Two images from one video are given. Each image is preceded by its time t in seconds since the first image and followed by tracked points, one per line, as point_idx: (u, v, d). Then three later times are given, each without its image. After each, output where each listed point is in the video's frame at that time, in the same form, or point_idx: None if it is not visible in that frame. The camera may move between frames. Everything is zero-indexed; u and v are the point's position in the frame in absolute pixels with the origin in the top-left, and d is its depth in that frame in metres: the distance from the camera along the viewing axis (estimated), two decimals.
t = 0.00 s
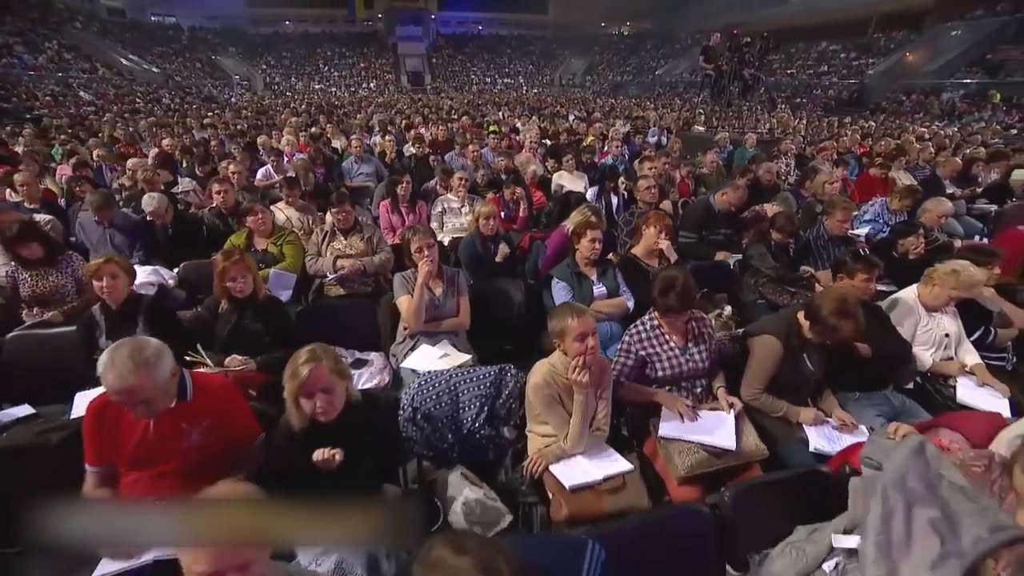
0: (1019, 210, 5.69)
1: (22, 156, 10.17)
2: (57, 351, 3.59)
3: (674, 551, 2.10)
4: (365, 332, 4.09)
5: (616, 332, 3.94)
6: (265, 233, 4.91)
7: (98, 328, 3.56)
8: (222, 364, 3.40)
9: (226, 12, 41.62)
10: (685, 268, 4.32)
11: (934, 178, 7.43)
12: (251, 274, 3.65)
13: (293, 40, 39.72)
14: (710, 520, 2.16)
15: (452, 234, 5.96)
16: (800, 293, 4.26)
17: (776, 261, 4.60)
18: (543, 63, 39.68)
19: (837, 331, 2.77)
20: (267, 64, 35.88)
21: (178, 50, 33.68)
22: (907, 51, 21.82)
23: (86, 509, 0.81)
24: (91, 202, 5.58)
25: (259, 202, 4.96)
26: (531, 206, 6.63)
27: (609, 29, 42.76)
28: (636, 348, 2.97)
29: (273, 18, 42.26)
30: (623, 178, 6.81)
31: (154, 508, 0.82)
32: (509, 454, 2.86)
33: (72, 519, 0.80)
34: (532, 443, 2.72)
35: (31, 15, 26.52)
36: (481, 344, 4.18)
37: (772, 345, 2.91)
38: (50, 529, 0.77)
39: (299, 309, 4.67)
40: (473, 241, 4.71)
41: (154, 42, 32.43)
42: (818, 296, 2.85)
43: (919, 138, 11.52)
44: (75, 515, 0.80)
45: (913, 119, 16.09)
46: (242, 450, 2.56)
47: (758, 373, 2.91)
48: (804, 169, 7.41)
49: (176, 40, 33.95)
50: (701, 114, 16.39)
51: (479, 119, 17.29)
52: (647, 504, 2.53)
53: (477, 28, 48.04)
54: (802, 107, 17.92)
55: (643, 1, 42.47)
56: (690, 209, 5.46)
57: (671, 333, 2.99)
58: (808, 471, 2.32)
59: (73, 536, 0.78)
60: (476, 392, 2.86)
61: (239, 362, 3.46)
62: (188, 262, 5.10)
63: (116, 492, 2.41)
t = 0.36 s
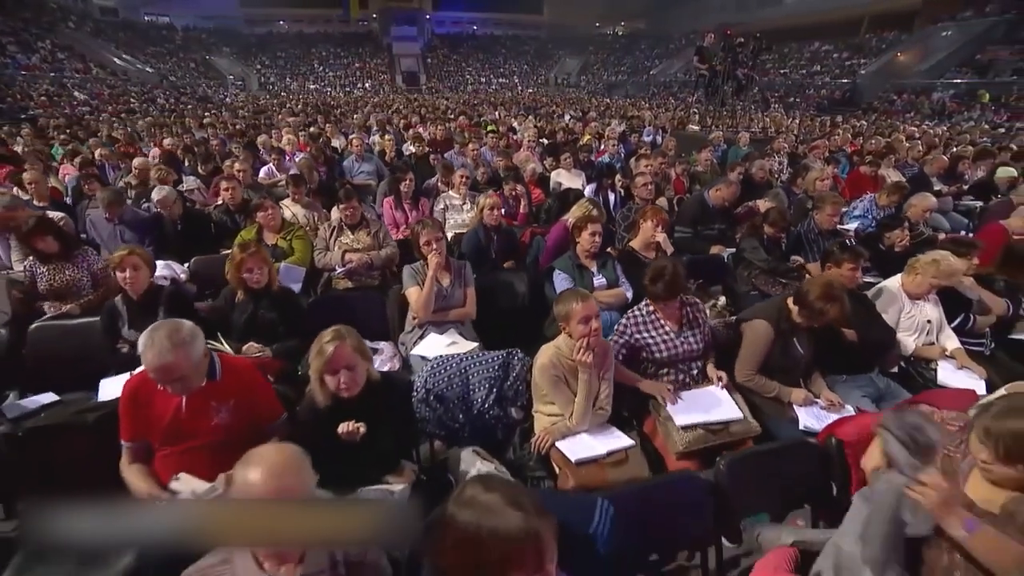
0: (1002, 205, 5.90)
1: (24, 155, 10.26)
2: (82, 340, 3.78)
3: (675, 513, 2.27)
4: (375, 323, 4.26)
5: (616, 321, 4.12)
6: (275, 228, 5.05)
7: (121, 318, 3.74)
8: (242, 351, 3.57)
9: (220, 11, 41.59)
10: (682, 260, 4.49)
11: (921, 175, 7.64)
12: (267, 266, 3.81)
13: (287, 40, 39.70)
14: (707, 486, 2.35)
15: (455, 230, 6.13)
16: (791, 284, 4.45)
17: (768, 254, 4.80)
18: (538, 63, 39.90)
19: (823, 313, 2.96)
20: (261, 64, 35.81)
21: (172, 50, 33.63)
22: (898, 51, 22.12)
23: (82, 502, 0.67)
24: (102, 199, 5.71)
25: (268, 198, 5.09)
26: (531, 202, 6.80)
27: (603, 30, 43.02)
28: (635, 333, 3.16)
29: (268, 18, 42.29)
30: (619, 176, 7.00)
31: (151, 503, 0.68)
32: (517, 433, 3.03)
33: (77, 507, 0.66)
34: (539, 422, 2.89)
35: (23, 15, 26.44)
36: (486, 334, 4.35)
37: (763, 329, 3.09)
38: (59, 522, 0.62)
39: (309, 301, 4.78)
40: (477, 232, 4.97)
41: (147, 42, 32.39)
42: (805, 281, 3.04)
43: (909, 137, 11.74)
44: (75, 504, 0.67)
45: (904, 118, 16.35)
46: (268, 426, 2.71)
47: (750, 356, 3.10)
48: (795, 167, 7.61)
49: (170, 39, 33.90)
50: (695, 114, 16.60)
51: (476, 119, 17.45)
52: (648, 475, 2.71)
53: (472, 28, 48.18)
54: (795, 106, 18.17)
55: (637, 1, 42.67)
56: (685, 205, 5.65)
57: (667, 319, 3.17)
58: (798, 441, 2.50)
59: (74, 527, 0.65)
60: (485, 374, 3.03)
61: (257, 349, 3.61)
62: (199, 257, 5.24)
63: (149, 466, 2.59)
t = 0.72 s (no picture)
0: (986, 201, 6.11)
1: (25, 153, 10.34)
2: (104, 331, 3.97)
3: (675, 483, 2.46)
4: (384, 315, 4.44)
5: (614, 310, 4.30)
6: (284, 224, 5.21)
7: (141, 308, 3.89)
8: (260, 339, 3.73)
9: (213, 11, 41.52)
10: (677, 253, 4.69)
11: (910, 172, 7.84)
12: (281, 258, 3.97)
13: (281, 40, 39.60)
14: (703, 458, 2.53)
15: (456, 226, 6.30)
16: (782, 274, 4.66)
17: (760, 246, 4.99)
18: (532, 64, 40.07)
19: (807, 295, 3.17)
20: (255, 64, 35.71)
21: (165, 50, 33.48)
22: (890, 51, 22.40)
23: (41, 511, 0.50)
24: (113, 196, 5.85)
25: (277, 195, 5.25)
26: (531, 200, 6.98)
27: (597, 29, 43.17)
28: (631, 321, 3.35)
29: (261, 18, 42.27)
30: (617, 174, 7.19)
31: (145, 502, 0.52)
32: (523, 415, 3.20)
33: (56, 514, 0.49)
34: (545, 403, 3.06)
35: (16, 14, 26.37)
36: (490, 324, 4.52)
37: (751, 314, 3.28)
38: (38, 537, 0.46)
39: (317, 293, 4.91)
40: (478, 228, 5.17)
41: (140, 41, 32.31)
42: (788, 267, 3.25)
43: (900, 136, 11.95)
44: (55, 509, 0.50)
45: (895, 118, 16.59)
46: (288, 407, 2.85)
47: (740, 340, 3.29)
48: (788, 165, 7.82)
49: (163, 39, 33.81)
50: (690, 114, 16.77)
51: (472, 118, 17.60)
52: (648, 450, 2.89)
53: (466, 28, 48.30)
54: (788, 105, 18.39)
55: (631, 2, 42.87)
56: (681, 200, 5.85)
57: (663, 305, 3.35)
58: (788, 418, 2.69)
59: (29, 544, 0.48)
60: (494, 358, 3.19)
61: (274, 338, 3.78)
62: (209, 252, 5.38)
63: (179, 445, 2.75)
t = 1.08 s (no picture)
0: (972, 197, 6.31)
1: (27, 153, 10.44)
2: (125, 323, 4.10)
3: (674, 457, 2.63)
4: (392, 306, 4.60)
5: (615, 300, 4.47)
6: (292, 221, 5.34)
7: (160, 299, 4.06)
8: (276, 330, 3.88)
9: (207, 11, 41.49)
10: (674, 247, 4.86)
11: (899, 170, 8.05)
12: (293, 251, 4.12)
13: (275, 39, 39.59)
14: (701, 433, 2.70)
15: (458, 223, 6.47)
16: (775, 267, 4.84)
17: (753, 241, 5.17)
18: (527, 64, 40.21)
19: (796, 281, 3.35)
20: (250, 64, 35.69)
21: (159, 50, 33.47)
22: (881, 51, 22.66)
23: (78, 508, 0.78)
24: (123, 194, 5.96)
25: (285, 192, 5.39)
26: (530, 197, 7.15)
27: (591, 29, 43.36)
28: (629, 309, 3.52)
29: (255, 18, 42.27)
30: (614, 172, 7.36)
31: (142, 507, 0.81)
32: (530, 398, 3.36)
33: (80, 515, 0.77)
34: (551, 387, 3.23)
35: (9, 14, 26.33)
36: (495, 316, 4.68)
37: (743, 302, 3.47)
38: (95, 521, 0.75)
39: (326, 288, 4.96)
40: (481, 223, 5.33)
41: (134, 41, 32.26)
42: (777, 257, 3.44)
43: (890, 135, 12.15)
44: (78, 513, 0.77)
45: (887, 117, 16.82)
46: (308, 388, 3.02)
47: (734, 328, 3.48)
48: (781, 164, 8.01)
49: (157, 39, 33.79)
50: (684, 113, 16.93)
51: (469, 117, 17.73)
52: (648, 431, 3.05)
53: (461, 28, 48.43)
54: (782, 105, 18.61)
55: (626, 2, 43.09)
56: (677, 197, 6.03)
57: (660, 293, 3.53)
58: (779, 396, 2.87)
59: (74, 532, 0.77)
60: (501, 344, 3.36)
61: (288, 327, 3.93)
62: (217, 248, 5.44)
63: (207, 426, 2.89)
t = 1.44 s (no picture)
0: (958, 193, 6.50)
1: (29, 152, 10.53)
2: (140, 313, 4.24)
3: (672, 434, 2.80)
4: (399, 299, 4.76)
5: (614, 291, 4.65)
6: (299, 217, 5.47)
7: (177, 291, 4.32)
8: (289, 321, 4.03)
9: (201, 11, 41.45)
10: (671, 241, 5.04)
11: (888, 168, 8.26)
12: (304, 244, 4.28)
13: (270, 39, 39.58)
14: (698, 412, 2.87)
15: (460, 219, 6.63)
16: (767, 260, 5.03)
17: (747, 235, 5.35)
18: (522, 64, 40.41)
19: (787, 271, 3.54)
20: (244, 64, 35.68)
21: (153, 50, 33.44)
22: (873, 51, 22.96)
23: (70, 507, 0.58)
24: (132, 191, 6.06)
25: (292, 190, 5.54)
26: (529, 194, 7.32)
27: (586, 29, 43.59)
28: (629, 297, 3.70)
29: (249, 18, 42.28)
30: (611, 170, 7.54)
31: (140, 504, 0.58)
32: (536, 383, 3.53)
33: (62, 513, 0.56)
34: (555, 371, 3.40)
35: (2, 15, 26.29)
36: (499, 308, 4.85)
37: (737, 291, 3.65)
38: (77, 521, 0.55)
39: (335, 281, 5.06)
40: (484, 219, 5.50)
41: (127, 41, 32.21)
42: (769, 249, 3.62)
43: (881, 134, 12.38)
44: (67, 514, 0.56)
45: (878, 117, 17.09)
46: (327, 373, 3.16)
47: (729, 316, 3.65)
48: (773, 162, 8.21)
49: (151, 39, 33.75)
50: (680, 112, 17.14)
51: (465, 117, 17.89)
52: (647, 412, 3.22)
53: (456, 28, 48.59)
54: (775, 104, 18.85)
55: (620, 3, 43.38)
56: (672, 194, 6.21)
57: (659, 283, 3.71)
58: (774, 377, 3.04)
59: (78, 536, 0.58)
60: (507, 331, 3.51)
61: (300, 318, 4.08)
62: (226, 244, 5.54)
63: (230, 408, 3.03)
